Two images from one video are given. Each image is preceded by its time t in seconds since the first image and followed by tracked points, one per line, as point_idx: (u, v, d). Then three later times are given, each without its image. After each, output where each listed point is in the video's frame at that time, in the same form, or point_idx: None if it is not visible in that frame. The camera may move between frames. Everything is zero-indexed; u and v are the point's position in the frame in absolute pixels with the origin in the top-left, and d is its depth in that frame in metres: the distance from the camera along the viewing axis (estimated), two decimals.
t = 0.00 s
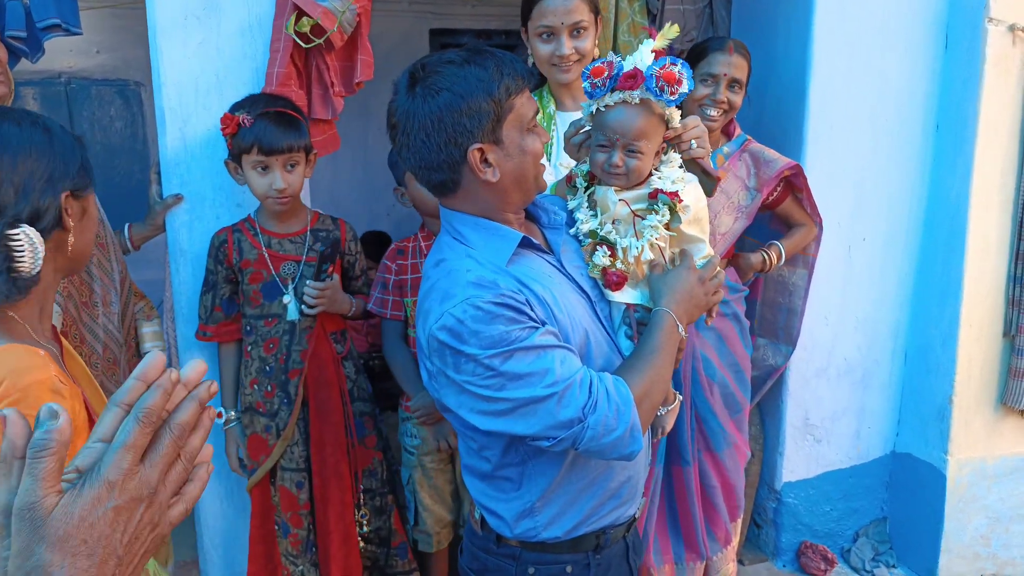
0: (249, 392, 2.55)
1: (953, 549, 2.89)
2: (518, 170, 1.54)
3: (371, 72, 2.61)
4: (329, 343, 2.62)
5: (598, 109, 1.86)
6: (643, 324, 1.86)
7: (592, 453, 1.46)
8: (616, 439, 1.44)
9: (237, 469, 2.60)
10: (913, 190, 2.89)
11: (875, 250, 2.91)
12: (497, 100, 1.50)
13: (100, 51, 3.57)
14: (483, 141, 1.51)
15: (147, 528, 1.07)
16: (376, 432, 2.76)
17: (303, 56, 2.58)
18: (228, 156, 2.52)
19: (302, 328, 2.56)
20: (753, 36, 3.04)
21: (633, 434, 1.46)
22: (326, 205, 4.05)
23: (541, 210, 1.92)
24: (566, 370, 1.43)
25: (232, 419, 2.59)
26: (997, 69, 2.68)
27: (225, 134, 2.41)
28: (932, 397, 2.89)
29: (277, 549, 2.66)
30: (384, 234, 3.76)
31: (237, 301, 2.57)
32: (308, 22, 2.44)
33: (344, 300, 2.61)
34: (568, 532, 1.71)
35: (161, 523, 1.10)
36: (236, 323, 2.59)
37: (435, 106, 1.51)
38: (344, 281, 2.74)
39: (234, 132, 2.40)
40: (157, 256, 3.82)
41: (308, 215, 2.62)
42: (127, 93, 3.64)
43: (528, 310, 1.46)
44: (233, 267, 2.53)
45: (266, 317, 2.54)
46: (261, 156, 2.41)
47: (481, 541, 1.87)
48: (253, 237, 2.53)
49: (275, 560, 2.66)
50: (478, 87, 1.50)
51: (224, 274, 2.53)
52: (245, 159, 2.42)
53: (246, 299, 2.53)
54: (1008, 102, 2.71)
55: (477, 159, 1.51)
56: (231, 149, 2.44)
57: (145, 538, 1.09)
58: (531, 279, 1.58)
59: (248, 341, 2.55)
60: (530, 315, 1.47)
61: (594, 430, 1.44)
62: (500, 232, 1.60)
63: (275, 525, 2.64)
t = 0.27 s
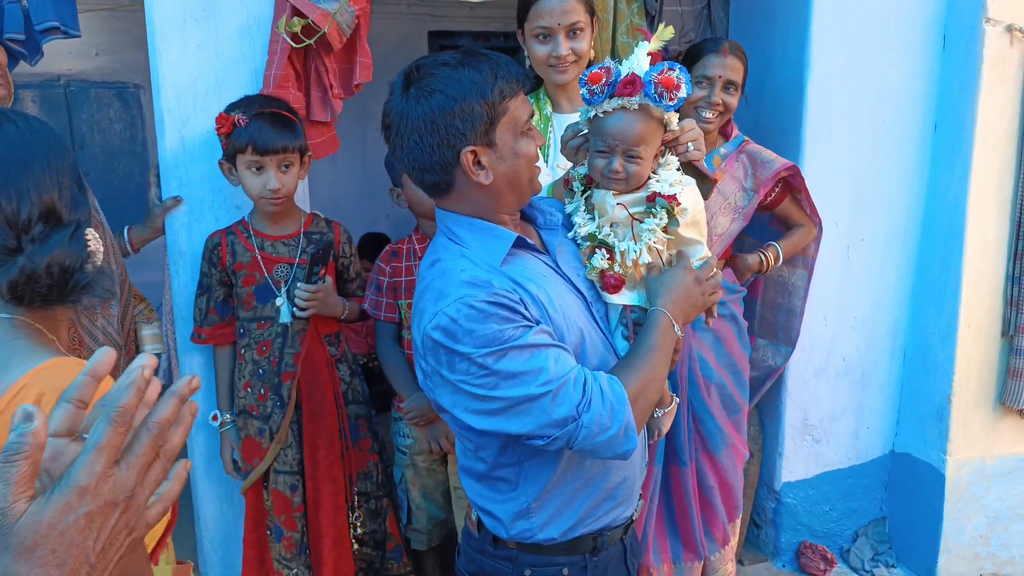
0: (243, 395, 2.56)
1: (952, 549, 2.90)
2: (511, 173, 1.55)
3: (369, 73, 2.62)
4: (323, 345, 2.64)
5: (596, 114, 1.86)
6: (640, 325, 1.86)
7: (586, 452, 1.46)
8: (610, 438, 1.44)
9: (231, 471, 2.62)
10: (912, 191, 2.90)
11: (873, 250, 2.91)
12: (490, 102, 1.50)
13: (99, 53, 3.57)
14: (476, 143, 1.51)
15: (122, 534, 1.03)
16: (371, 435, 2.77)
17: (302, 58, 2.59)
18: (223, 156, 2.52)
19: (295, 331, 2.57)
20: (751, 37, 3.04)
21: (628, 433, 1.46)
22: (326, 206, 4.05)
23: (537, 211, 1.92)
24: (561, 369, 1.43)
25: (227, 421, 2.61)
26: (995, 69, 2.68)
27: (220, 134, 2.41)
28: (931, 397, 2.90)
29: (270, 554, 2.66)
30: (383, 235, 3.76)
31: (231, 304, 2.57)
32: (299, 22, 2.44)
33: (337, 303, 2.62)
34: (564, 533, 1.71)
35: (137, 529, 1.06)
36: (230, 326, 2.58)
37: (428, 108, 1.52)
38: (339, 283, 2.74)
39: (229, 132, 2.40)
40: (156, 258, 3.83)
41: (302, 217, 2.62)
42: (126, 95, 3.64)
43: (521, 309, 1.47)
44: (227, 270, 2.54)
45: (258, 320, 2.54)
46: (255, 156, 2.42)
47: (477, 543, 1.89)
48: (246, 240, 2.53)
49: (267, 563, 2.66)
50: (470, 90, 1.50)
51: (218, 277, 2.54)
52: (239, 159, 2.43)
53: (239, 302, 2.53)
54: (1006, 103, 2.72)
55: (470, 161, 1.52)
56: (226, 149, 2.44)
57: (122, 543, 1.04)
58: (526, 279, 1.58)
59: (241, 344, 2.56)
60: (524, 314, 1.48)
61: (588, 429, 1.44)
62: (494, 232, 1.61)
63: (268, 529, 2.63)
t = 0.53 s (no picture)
0: (240, 397, 2.55)
1: (951, 546, 2.90)
2: (505, 172, 1.55)
3: (367, 74, 2.62)
4: (320, 345, 2.64)
5: (592, 116, 1.87)
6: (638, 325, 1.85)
7: (580, 451, 1.45)
8: (603, 436, 1.44)
9: (228, 474, 2.59)
10: (909, 189, 2.91)
11: (870, 248, 2.92)
12: (482, 102, 1.50)
13: (96, 54, 3.56)
14: (468, 143, 1.52)
15: None
16: (370, 436, 2.77)
17: (300, 59, 2.59)
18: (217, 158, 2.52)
19: (292, 332, 2.57)
20: (749, 36, 3.04)
21: (620, 431, 1.45)
22: (324, 207, 4.05)
23: (534, 211, 1.94)
24: (554, 367, 1.43)
25: (224, 423, 2.60)
26: (991, 67, 2.69)
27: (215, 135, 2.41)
28: (929, 394, 2.91)
29: (268, 556, 2.63)
30: (382, 235, 3.76)
31: (227, 306, 2.57)
32: (295, 22, 2.44)
33: (334, 304, 2.62)
34: (562, 533, 1.71)
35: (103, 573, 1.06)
36: (226, 328, 2.58)
37: (421, 109, 1.53)
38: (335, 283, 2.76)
39: (224, 133, 2.40)
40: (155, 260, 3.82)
41: (297, 218, 2.62)
42: (124, 96, 3.63)
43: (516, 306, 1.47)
44: (222, 272, 2.53)
45: (255, 321, 2.54)
46: (251, 157, 2.41)
47: (477, 544, 1.89)
48: (241, 241, 2.53)
49: (265, 564, 2.62)
50: (461, 91, 1.51)
51: (213, 279, 2.53)
52: (234, 160, 2.43)
53: (235, 304, 2.53)
54: (1002, 101, 2.73)
55: (463, 161, 1.52)
56: (221, 149, 2.44)
57: None
58: (522, 278, 1.59)
59: (238, 346, 2.54)
60: (519, 312, 1.48)
61: (582, 428, 1.43)
62: (489, 230, 1.61)
63: (266, 531, 2.62)
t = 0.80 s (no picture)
0: (238, 397, 2.55)
1: (949, 544, 2.91)
2: (500, 171, 1.55)
3: (364, 74, 2.62)
4: (317, 345, 2.65)
5: (587, 116, 1.87)
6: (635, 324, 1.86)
7: (566, 458, 1.45)
8: (588, 444, 1.42)
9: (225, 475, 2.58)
10: (906, 187, 2.91)
11: (867, 247, 2.92)
12: (472, 102, 1.50)
13: (92, 55, 3.56)
14: (461, 144, 1.52)
15: (125, 568, 1.01)
16: (368, 435, 2.77)
17: (297, 59, 2.58)
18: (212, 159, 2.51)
19: (290, 331, 2.57)
20: (745, 35, 3.05)
21: (605, 439, 1.43)
22: (322, 208, 4.05)
23: (531, 211, 1.93)
24: (542, 372, 1.42)
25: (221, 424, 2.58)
26: (987, 66, 2.70)
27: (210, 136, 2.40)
28: (926, 392, 2.91)
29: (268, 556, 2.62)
30: (379, 235, 3.76)
31: (224, 306, 2.56)
32: (299, 23, 2.44)
33: (332, 303, 2.63)
34: (558, 533, 1.72)
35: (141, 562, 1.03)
36: (224, 328, 2.58)
37: (411, 110, 1.53)
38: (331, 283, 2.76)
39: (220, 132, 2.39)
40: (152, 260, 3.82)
41: (293, 218, 2.62)
42: (120, 97, 3.63)
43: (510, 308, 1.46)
44: (219, 272, 2.53)
45: (252, 322, 2.54)
46: (246, 157, 2.41)
47: (475, 545, 1.89)
48: (237, 241, 2.52)
49: (264, 564, 2.61)
50: (450, 91, 1.51)
51: (209, 280, 2.52)
52: (230, 160, 2.43)
53: (233, 304, 2.53)
54: (998, 99, 2.73)
55: (456, 161, 1.53)
56: (217, 150, 2.43)
57: None
58: (516, 279, 1.58)
59: (236, 346, 2.55)
60: (512, 314, 1.47)
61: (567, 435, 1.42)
62: (487, 230, 1.61)
63: (265, 531, 2.60)
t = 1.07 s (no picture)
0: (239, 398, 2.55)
1: (950, 543, 2.90)
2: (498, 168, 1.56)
3: (363, 74, 2.63)
4: (317, 345, 2.66)
5: (579, 121, 1.90)
6: (635, 323, 1.87)
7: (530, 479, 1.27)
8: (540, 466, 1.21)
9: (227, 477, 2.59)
10: (904, 187, 2.91)
11: (866, 246, 2.92)
12: (429, 107, 1.55)
13: (91, 56, 3.56)
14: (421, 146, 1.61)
15: None
16: (368, 436, 2.77)
17: (296, 60, 2.59)
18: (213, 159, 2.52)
19: (290, 332, 2.57)
20: (743, 36, 3.05)
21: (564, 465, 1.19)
22: (321, 209, 4.05)
23: (531, 212, 1.94)
24: (504, 382, 1.28)
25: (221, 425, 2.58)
26: (984, 65, 2.71)
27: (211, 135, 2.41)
28: (926, 391, 2.91)
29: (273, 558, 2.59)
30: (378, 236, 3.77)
31: (223, 307, 2.56)
32: (302, 26, 2.45)
33: (332, 303, 2.64)
34: (560, 533, 1.72)
35: None
36: (224, 329, 2.57)
37: (394, 107, 1.65)
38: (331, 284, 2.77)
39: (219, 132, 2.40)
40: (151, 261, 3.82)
41: (293, 218, 2.62)
42: (119, 98, 3.63)
43: (492, 313, 1.41)
44: (219, 272, 2.52)
45: (252, 322, 2.54)
46: (245, 156, 2.41)
47: (477, 544, 1.89)
48: (237, 242, 2.52)
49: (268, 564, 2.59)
50: (415, 95, 1.58)
51: (209, 280, 2.52)
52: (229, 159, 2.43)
53: (233, 305, 2.52)
54: (996, 98, 2.74)
55: (419, 163, 1.63)
56: (216, 149, 2.44)
57: None
58: (513, 280, 1.59)
59: (236, 347, 2.54)
60: (496, 318, 1.41)
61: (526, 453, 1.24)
62: (485, 231, 1.62)
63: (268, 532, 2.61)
